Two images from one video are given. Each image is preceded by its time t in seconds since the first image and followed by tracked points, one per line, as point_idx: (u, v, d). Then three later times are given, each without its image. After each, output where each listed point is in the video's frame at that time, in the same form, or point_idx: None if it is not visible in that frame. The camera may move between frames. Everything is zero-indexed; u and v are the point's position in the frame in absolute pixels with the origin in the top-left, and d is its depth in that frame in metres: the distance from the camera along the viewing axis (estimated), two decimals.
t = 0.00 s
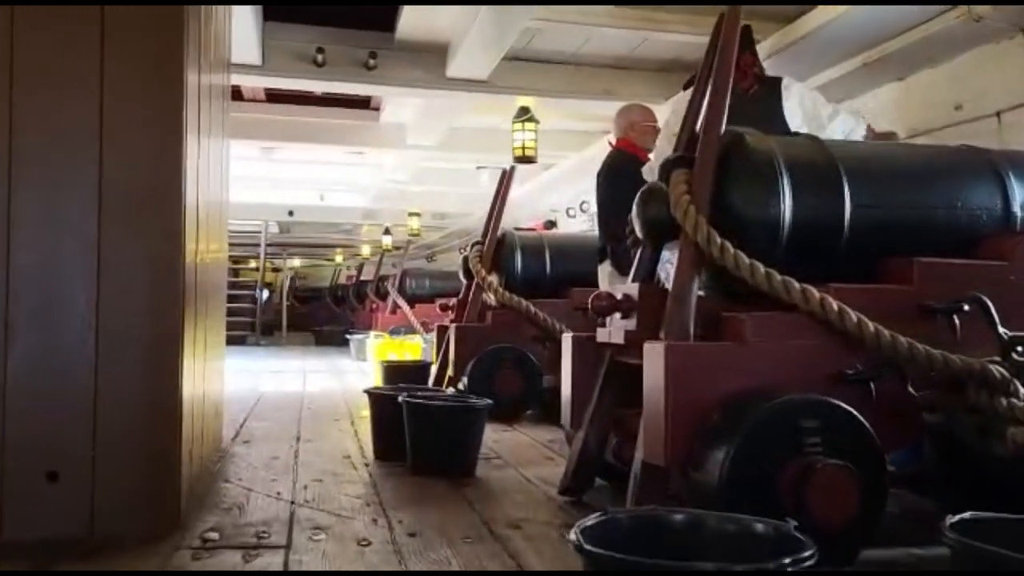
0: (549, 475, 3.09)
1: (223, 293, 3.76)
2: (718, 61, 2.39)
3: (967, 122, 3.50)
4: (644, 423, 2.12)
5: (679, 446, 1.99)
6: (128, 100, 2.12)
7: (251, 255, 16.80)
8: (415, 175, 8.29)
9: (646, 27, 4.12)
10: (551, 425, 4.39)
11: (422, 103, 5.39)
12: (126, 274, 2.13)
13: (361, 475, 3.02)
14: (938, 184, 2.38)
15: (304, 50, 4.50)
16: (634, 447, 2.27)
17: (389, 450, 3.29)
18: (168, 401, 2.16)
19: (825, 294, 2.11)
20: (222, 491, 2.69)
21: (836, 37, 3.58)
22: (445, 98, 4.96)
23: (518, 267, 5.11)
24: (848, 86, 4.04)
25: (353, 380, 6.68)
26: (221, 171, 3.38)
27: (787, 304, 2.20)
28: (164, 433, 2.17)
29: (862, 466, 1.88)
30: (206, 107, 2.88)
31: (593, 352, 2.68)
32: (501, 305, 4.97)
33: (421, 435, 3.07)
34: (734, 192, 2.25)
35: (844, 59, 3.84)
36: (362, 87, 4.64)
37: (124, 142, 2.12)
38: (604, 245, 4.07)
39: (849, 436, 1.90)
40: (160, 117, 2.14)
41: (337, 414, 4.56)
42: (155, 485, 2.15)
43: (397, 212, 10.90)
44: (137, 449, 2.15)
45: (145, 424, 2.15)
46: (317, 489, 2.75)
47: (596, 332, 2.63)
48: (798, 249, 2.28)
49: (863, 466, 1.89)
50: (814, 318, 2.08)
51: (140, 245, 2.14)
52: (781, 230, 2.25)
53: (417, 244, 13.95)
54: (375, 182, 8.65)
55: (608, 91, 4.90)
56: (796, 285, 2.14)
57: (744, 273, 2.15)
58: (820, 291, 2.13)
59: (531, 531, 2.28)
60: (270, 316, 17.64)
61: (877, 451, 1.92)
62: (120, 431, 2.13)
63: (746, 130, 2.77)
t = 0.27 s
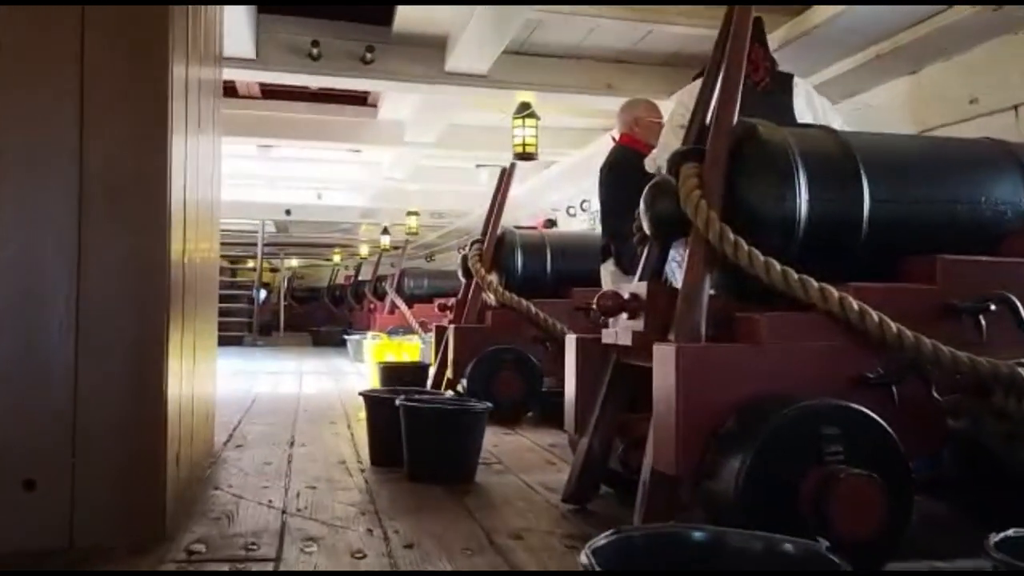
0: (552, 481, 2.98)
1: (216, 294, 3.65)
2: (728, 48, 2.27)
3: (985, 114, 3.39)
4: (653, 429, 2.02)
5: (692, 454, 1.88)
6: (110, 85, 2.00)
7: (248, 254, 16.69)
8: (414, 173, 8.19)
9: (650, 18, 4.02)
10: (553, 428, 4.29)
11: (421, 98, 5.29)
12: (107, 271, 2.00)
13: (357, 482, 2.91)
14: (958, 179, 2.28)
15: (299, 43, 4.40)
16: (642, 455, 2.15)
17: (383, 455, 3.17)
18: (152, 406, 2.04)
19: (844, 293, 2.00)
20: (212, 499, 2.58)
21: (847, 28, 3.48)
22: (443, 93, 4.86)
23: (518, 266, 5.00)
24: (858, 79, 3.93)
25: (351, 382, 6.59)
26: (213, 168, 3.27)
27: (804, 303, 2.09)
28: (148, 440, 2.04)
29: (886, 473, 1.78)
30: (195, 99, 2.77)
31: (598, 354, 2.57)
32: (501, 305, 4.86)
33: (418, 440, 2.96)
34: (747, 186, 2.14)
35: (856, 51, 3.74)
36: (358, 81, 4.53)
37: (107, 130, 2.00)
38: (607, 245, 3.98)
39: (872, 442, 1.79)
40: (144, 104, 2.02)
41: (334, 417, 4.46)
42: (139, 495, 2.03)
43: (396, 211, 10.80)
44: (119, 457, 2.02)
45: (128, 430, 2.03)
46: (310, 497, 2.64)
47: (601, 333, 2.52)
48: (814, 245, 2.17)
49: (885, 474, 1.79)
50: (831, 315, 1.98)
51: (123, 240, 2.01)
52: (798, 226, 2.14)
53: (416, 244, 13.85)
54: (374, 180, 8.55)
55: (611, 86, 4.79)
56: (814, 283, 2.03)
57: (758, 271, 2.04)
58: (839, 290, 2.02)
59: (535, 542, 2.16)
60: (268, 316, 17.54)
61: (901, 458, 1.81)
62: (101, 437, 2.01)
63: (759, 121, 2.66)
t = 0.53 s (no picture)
0: (554, 487, 2.87)
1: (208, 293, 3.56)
2: (740, 36, 2.17)
3: (999, 109, 3.29)
4: (663, 436, 1.91)
5: (705, 463, 1.78)
6: (91, 71, 1.87)
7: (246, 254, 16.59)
8: (413, 172, 8.08)
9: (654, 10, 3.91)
10: (554, 431, 4.18)
11: (419, 94, 5.19)
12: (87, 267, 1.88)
13: (352, 488, 2.80)
14: (982, 172, 2.18)
15: (295, 36, 4.30)
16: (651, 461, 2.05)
17: (380, 459, 3.07)
18: (135, 413, 1.91)
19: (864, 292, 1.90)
20: (201, 507, 2.47)
21: (859, 19, 3.37)
22: (443, 89, 4.76)
23: (517, 264, 4.89)
24: (869, 74, 3.83)
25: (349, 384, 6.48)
26: (203, 164, 3.16)
27: (822, 303, 1.99)
28: (132, 449, 1.91)
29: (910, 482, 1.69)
30: (184, 91, 2.66)
31: (604, 356, 2.46)
32: (502, 305, 4.75)
33: (416, 443, 2.85)
34: (761, 180, 2.04)
35: (868, 44, 3.64)
36: (355, 76, 4.44)
37: (87, 118, 1.86)
38: (610, 244, 3.90)
39: (896, 448, 1.69)
40: (127, 90, 1.88)
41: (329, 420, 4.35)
42: (123, 507, 1.91)
43: (394, 210, 10.69)
44: (101, 467, 1.90)
45: (111, 439, 1.90)
46: (304, 505, 2.53)
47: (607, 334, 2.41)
48: (830, 242, 2.07)
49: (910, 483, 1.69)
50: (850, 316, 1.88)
51: (105, 236, 1.88)
52: (815, 222, 2.04)
53: (414, 243, 13.74)
54: (372, 179, 8.44)
55: (613, 81, 4.69)
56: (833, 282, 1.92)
57: (774, 269, 1.93)
58: (859, 289, 1.92)
59: (538, 553, 2.06)
60: (266, 317, 17.43)
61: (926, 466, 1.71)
62: (82, 446, 1.89)
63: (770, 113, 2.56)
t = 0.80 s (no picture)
0: (556, 492, 2.79)
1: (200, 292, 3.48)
2: (751, 26, 2.09)
3: (1011, 104, 3.21)
4: (671, 442, 1.83)
5: (716, 472, 1.70)
6: (72, 61, 1.78)
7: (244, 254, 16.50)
8: (411, 170, 7.99)
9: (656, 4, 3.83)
10: (555, 434, 4.10)
11: (417, 91, 5.11)
12: (71, 265, 1.78)
13: (348, 494, 2.71)
14: (1001, 167, 2.09)
15: (291, 31, 4.22)
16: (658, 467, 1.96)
17: (375, 463, 2.98)
18: (119, 420, 1.81)
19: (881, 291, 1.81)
20: (191, 516, 2.38)
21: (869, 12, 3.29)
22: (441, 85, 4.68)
23: (516, 263, 4.80)
24: (878, 68, 3.75)
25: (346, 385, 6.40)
26: (194, 161, 3.08)
27: (836, 302, 1.90)
28: (114, 459, 1.81)
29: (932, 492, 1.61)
30: (173, 86, 2.58)
31: (607, 357, 2.37)
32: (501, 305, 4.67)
33: (413, 447, 2.76)
34: (773, 176, 1.96)
35: (877, 37, 3.56)
36: (352, 72, 4.36)
37: (67, 109, 1.77)
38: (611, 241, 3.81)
39: (916, 454, 1.62)
40: (109, 81, 1.79)
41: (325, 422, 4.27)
42: (106, 519, 1.80)
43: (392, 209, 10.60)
44: (83, 476, 1.79)
45: (93, 447, 1.80)
46: (297, 513, 2.44)
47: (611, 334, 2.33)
48: (845, 240, 1.99)
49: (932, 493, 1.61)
50: (867, 317, 1.80)
51: (86, 234, 1.79)
52: (829, 217, 1.95)
53: (413, 242, 13.65)
54: (369, 177, 8.35)
55: (615, 77, 4.60)
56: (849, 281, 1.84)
57: (786, 267, 1.85)
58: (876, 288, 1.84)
59: (540, 564, 1.97)
60: (263, 317, 17.34)
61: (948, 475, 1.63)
62: (62, 454, 1.78)
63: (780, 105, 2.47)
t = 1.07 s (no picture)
0: (563, 497, 2.72)
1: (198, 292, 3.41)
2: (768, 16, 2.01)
3: None
4: (688, 446, 1.76)
5: (736, 478, 1.63)
6: (67, 51, 1.71)
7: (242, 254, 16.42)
8: (411, 169, 7.92)
9: None
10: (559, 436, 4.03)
11: (418, 88, 5.04)
12: (65, 265, 1.71)
13: (349, 499, 2.64)
14: None
15: (290, 27, 4.15)
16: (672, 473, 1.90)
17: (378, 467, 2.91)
18: (115, 424, 1.74)
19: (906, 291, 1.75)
20: (190, 521, 2.31)
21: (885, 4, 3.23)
22: (443, 82, 4.61)
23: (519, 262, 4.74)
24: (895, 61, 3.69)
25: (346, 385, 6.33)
26: (192, 159, 3.01)
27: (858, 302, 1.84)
28: (109, 465, 1.73)
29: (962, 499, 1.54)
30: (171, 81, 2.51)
31: (618, 359, 2.31)
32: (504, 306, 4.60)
33: (416, 451, 2.70)
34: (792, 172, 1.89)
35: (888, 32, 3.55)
36: (352, 69, 4.29)
37: (61, 101, 1.70)
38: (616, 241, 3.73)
39: (945, 461, 1.56)
40: (105, 72, 1.73)
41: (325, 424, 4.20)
42: (101, 528, 1.73)
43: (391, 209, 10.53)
44: (77, 483, 1.72)
45: (87, 452, 1.72)
46: (298, 519, 2.37)
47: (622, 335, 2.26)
48: (866, 237, 1.92)
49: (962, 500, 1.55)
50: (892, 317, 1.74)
51: (81, 231, 1.72)
52: (850, 214, 1.88)
53: (412, 242, 13.58)
54: (369, 177, 8.28)
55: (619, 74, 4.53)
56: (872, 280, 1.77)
57: (807, 265, 1.78)
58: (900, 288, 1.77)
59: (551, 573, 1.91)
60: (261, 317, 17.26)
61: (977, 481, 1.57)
62: (55, 460, 1.71)
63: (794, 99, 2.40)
